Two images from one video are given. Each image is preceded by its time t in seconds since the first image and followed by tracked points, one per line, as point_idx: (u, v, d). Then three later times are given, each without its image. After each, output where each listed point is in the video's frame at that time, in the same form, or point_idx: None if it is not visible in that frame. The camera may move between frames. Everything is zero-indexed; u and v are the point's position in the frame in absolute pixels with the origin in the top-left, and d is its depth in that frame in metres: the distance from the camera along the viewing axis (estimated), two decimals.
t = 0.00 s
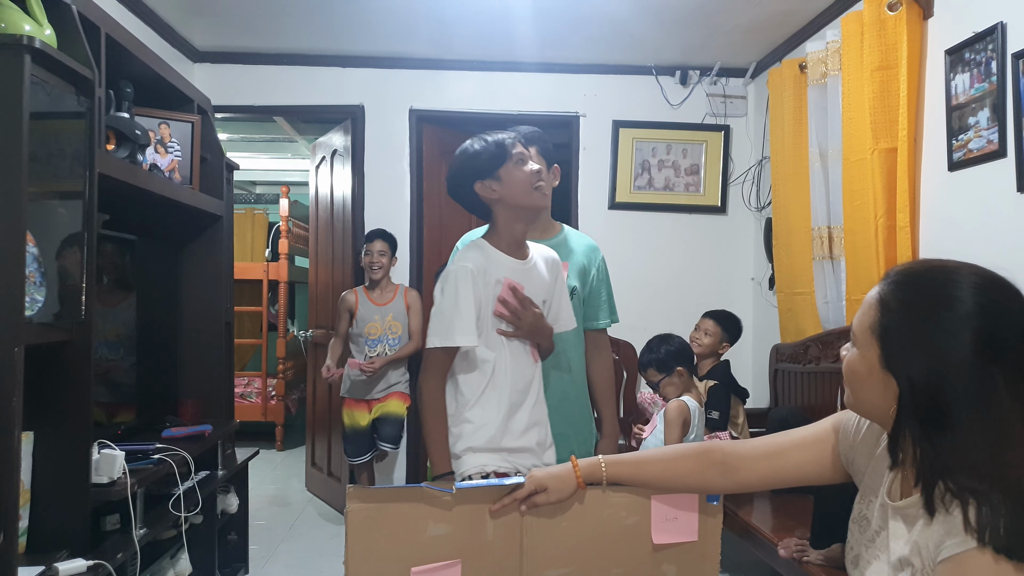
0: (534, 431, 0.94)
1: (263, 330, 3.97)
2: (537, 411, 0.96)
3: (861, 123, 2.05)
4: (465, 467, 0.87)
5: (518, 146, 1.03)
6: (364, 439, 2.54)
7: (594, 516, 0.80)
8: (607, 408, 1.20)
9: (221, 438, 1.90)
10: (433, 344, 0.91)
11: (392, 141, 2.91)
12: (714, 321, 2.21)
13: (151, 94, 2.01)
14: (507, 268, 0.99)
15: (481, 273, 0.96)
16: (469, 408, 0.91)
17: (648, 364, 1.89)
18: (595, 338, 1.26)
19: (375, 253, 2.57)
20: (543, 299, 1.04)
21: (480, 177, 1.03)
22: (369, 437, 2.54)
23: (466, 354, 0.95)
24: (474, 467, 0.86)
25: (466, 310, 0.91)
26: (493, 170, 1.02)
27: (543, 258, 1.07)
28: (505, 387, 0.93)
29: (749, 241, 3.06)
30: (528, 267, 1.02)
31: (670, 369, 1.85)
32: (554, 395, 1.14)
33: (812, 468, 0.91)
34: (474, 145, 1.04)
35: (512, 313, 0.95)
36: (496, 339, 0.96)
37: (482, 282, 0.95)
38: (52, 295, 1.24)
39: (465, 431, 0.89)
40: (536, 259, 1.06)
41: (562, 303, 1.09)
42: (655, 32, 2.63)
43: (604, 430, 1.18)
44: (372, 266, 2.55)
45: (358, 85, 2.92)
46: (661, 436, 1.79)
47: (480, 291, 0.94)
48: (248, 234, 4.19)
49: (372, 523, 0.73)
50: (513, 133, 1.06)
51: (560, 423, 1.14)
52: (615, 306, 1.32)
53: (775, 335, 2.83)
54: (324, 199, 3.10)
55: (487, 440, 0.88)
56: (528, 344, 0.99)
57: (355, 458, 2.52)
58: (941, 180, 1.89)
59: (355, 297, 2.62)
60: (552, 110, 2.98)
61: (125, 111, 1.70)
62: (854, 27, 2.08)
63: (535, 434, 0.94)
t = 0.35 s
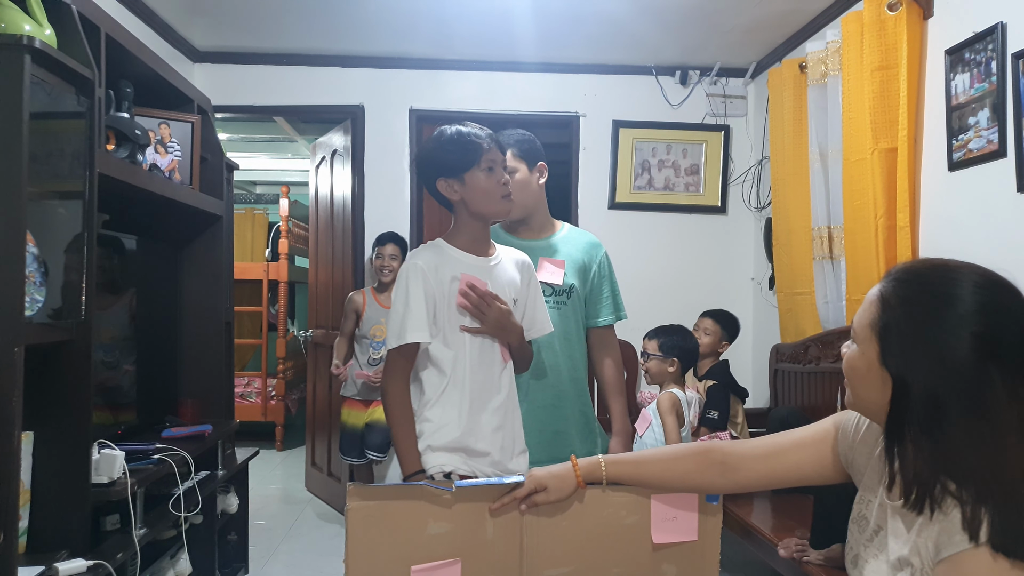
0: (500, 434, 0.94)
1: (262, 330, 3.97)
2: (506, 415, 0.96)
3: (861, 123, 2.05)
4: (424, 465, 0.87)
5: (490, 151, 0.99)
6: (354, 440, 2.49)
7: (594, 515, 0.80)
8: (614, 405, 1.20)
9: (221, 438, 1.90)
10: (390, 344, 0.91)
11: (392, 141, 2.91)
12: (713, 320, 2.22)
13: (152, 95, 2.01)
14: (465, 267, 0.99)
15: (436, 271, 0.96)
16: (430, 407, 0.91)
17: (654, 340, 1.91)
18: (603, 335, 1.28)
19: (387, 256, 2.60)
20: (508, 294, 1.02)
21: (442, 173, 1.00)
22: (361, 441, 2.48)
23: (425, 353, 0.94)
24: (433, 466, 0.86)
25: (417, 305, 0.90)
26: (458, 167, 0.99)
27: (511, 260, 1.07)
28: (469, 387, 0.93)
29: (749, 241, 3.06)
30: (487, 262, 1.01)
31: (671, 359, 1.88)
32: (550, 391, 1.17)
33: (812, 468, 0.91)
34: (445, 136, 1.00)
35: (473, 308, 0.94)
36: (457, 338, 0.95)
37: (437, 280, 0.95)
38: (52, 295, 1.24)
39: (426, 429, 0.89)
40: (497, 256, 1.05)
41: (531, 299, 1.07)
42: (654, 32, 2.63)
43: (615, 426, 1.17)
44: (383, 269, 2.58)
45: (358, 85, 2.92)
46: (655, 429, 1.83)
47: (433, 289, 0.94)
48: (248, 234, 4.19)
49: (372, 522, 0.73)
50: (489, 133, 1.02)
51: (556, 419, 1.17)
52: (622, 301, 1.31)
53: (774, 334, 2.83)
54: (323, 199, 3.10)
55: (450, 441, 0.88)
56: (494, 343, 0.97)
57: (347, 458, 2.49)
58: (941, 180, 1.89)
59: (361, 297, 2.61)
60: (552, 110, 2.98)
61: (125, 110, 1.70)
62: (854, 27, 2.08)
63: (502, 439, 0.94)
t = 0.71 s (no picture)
0: (489, 437, 0.94)
1: (262, 331, 3.97)
2: (497, 417, 0.96)
3: (861, 123, 2.05)
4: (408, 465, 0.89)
5: (483, 154, 0.99)
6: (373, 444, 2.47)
7: (593, 514, 0.80)
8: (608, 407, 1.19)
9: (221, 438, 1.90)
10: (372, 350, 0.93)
11: (392, 142, 2.92)
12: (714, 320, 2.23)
13: (152, 95, 2.01)
14: (450, 268, 0.98)
15: (419, 273, 0.96)
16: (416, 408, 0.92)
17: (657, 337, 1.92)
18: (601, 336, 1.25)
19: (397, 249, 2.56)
20: (499, 293, 1.02)
21: (434, 170, 1.01)
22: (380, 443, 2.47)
23: (412, 355, 0.96)
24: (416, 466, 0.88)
25: (394, 311, 0.91)
26: (449, 165, 0.99)
27: (507, 259, 1.06)
28: (453, 389, 0.93)
29: (749, 241, 3.06)
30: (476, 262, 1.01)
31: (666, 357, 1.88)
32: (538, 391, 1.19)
33: (811, 468, 0.91)
34: (442, 132, 1.00)
35: (454, 309, 0.94)
36: (443, 339, 0.95)
37: (418, 282, 0.95)
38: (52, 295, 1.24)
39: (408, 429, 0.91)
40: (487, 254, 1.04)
41: (529, 298, 1.07)
42: (654, 32, 2.63)
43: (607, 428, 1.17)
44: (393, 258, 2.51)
45: (358, 85, 2.92)
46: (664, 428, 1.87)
47: (412, 291, 0.94)
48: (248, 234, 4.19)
49: (372, 519, 0.73)
50: (487, 135, 1.02)
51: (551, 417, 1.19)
52: (623, 304, 1.28)
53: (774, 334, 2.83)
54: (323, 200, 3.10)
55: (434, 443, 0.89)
56: (484, 344, 0.97)
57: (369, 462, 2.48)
58: (941, 180, 1.89)
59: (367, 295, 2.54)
60: (552, 110, 2.98)
61: (125, 111, 1.70)
62: (854, 27, 2.08)
63: (491, 441, 0.94)
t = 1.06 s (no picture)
0: (493, 438, 0.94)
1: (262, 331, 3.97)
2: (501, 416, 0.96)
3: (861, 123, 2.05)
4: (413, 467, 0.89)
5: (486, 157, 0.99)
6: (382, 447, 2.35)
7: (594, 514, 0.80)
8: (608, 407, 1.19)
9: (221, 438, 1.90)
10: (374, 355, 0.93)
11: (393, 142, 2.92)
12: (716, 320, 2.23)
13: (152, 95, 2.01)
14: (450, 272, 0.98)
15: (420, 277, 0.96)
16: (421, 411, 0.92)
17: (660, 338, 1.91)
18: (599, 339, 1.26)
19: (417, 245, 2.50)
20: (498, 295, 1.02)
21: (435, 169, 1.01)
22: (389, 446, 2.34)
23: (414, 358, 0.96)
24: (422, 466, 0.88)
25: (394, 317, 0.92)
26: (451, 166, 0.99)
27: (506, 262, 1.06)
28: (457, 389, 0.93)
29: (749, 241, 3.06)
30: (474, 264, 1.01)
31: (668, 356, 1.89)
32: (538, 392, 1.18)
33: (811, 468, 0.91)
34: (446, 132, 1.00)
35: (455, 313, 0.93)
36: (444, 342, 0.95)
37: (420, 287, 0.95)
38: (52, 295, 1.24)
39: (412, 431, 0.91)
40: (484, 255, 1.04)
41: (529, 299, 1.07)
42: (654, 32, 2.63)
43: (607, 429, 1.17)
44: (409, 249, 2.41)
45: (358, 85, 2.92)
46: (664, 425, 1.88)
47: (414, 294, 0.95)
48: (248, 234, 4.19)
49: (372, 518, 0.73)
50: (491, 138, 1.01)
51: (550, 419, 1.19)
52: (623, 307, 1.29)
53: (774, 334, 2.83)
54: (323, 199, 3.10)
55: (438, 444, 0.89)
56: (486, 346, 0.97)
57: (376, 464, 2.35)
58: (942, 180, 1.89)
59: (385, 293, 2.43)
60: (552, 109, 2.98)
61: (125, 111, 1.70)
62: (854, 27, 2.08)
63: (495, 442, 0.94)
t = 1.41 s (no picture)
0: (494, 438, 0.94)
1: (262, 331, 3.98)
2: (500, 416, 0.96)
3: (861, 123, 2.05)
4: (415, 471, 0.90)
5: (491, 159, 0.99)
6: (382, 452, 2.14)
7: (594, 515, 0.80)
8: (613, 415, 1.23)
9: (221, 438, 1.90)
10: (374, 354, 0.93)
11: (393, 141, 2.92)
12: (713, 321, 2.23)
13: (152, 95, 2.01)
14: (451, 272, 0.98)
15: (421, 277, 0.96)
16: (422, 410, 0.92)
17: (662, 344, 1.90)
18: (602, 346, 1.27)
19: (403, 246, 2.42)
20: (498, 295, 1.02)
21: (439, 170, 1.01)
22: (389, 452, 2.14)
23: (414, 357, 0.96)
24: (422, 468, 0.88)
25: (398, 314, 0.91)
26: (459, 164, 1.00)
27: (505, 261, 1.06)
28: (457, 389, 0.93)
29: (749, 241, 3.06)
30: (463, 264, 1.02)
31: (660, 360, 1.87)
32: (541, 395, 1.18)
33: (810, 468, 0.91)
34: (450, 134, 1.00)
35: (456, 314, 0.93)
36: (444, 342, 0.95)
37: (422, 286, 0.95)
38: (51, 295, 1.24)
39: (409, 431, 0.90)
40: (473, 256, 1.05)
41: (526, 298, 1.07)
42: (654, 32, 2.62)
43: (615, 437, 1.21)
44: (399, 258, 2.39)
45: (358, 85, 2.92)
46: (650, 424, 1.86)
47: (416, 293, 0.94)
48: (248, 234, 4.19)
49: (372, 520, 0.73)
50: (496, 141, 1.01)
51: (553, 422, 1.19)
52: (625, 314, 1.29)
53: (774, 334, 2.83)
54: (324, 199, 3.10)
55: (440, 444, 0.89)
56: (486, 346, 0.97)
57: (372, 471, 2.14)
58: (941, 180, 1.89)
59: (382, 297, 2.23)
60: (552, 109, 2.98)
61: (125, 111, 1.70)
62: (854, 27, 2.08)
63: (495, 442, 0.94)
